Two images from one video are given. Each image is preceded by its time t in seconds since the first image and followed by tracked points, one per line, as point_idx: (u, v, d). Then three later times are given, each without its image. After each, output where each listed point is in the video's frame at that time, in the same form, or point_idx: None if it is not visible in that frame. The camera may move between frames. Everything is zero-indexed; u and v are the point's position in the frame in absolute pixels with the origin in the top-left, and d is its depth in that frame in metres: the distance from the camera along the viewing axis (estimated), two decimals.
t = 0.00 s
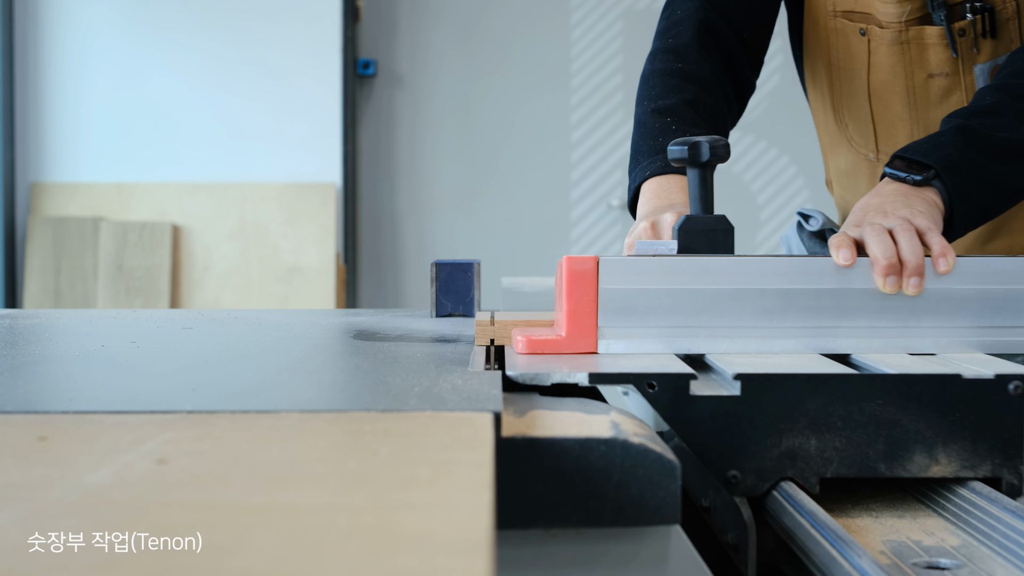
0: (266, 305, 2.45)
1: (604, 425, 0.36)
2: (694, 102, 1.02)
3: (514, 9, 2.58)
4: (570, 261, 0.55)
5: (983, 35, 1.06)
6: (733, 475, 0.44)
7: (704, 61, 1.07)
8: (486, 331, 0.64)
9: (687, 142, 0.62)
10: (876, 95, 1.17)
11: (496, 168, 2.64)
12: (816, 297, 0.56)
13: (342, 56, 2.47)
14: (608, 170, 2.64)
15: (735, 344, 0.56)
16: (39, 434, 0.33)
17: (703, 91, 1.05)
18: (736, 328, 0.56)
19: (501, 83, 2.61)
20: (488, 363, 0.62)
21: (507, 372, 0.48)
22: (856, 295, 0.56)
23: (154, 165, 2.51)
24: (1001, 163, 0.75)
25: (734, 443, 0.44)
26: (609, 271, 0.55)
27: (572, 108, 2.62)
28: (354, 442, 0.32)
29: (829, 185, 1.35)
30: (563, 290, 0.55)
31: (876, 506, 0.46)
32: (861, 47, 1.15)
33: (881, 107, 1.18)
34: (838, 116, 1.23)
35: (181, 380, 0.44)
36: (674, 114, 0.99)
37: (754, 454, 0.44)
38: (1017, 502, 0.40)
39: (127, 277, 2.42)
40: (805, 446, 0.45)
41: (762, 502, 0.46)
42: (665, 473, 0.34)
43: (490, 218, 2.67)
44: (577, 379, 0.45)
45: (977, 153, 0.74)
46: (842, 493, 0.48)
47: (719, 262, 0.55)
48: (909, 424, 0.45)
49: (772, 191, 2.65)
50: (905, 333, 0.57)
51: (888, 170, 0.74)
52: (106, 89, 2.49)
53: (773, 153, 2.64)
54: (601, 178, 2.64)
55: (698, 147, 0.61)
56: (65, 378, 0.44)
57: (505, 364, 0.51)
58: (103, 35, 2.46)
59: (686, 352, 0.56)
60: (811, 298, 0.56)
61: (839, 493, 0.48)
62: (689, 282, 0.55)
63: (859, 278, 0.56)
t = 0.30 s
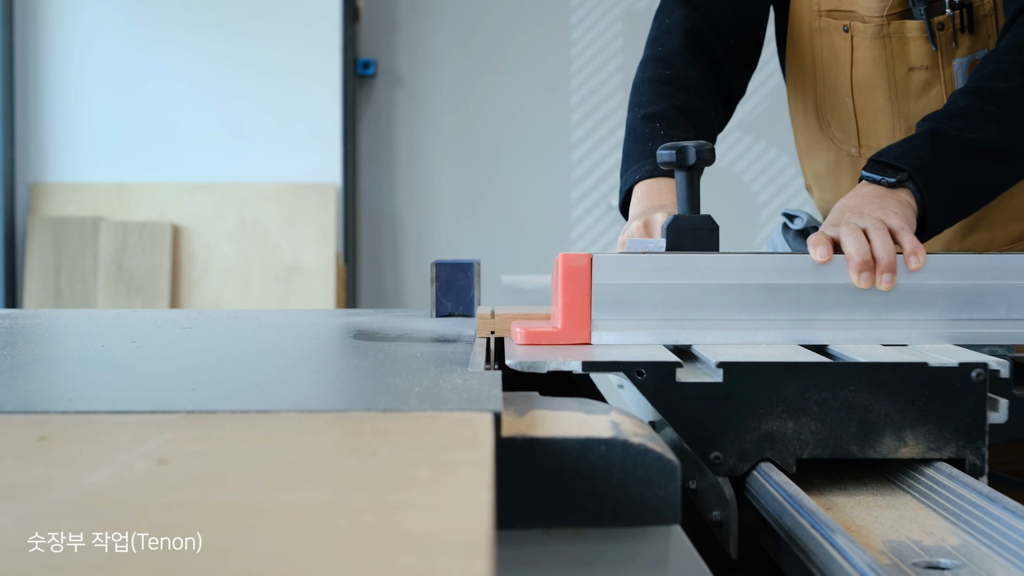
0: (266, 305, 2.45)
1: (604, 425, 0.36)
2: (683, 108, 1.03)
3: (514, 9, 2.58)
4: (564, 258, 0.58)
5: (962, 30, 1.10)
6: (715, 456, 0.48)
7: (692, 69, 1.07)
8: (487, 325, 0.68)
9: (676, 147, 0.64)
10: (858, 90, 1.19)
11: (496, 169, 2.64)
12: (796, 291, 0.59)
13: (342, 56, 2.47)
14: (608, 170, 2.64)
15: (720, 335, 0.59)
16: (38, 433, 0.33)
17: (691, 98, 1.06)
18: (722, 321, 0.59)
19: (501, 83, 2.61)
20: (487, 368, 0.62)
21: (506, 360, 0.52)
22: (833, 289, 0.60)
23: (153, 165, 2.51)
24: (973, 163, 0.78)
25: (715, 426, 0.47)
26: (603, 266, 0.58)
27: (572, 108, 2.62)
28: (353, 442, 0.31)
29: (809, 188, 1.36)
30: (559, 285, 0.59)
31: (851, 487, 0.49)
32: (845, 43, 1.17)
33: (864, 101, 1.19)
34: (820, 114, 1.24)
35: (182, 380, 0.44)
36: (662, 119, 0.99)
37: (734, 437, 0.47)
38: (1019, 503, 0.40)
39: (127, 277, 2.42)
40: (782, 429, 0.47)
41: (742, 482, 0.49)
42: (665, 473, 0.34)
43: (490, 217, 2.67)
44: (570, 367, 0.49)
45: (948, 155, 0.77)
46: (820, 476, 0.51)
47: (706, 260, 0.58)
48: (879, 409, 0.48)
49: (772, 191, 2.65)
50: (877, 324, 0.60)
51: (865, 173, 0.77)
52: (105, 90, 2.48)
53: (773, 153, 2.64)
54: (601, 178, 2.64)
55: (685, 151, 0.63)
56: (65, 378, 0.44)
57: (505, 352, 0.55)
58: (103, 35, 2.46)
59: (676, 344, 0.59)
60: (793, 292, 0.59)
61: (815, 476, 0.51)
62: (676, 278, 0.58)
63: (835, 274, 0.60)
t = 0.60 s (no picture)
0: (266, 305, 2.45)
1: (604, 425, 0.36)
2: (671, 121, 1.07)
3: (514, 9, 2.58)
4: (561, 257, 0.63)
5: (959, 41, 1.12)
6: (703, 442, 0.51)
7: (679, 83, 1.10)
8: (492, 320, 0.72)
9: (666, 150, 0.68)
10: (859, 100, 1.20)
11: (496, 169, 2.64)
12: (779, 287, 0.63)
13: (342, 56, 2.47)
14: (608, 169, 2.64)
15: (708, 329, 0.63)
16: (39, 434, 0.33)
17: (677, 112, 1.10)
18: (709, 315, 0.63)
19: (501, 84, 2.61)
20: (486, 368, 0.62)
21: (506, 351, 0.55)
22: (814, 286, 0.64)
23: (153, 165, 2.51)
24: (961, 167, 0.80)
25: (702, 414, 0.51)
26: (598, 264, 0.63)
27: (572, 108, 2.62)
28: (353, 442, 0.31)
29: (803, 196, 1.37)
30: (556, 282, 0.63)
31: (832, 473, 0.52)
32: (846, 54, 1.19)
33: (864, 110, 1.20)
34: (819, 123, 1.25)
35: (182, 380, 0.44)
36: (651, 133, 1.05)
37: (721, 424, 0.51)
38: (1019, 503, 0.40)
39: (127, 277, 2.42)
40: (767, 417, 0.51)
41: (728, 467, 0.52)
42: (665, 473, 0.34)
43: (490, 217, 2.68)
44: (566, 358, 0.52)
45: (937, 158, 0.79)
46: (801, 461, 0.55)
47: (694, 258, 0.63)
48: (857, 398, 0.51)
49: (772, 191, 2.65)
50: (857, 319, 0.64)
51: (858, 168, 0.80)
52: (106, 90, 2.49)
53: (773, 153, 2.63)
54: (601, 178, 2.64)
55: (675, 154, 0.66)
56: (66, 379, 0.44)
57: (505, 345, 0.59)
58: (104, 34, 2.46)
59: (667, 337, 0.63)
60: (775, 288, 0.63)
61: (796, 463, 0.55)
62: (668, 274, 0.63)
63: (817, 270, 0.64)
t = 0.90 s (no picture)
0: (266, 305, 2.45)
1: (604, 425, 0.36)
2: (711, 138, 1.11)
3: (515, 9, 2.58)
4: (553, 252, 0.70)
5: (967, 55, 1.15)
6: (675, 411, 0.59)
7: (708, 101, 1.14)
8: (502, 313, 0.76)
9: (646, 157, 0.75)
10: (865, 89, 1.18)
11: (496, 169, 2.64)
12: (745, 278, 0.70)
13: (342, 56, 2.47)
14: (608, 169, 2.64)
15: (683, 314, 0.69)
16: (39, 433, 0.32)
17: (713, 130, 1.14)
18: (684, 302, 0.70)
19: (502, 84, 2.61)
20: (485, 368, 0.62)
21: (504, 332, 0.62)
22: (776, 276, 0.70)
23: (153, 165, 2.51)
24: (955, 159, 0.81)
25: (674, 386, 0.58)
26: (585, 257, 0.70)
27: (572, 108, 2.62)
28: (353, 442, 0.31)
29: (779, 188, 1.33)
30: (548, 273, 0.70)
31: (787, 438, 0.60)
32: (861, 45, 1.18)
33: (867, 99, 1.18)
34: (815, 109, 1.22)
35: (182, 380, 0.44)
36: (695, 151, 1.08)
37: (690, 395, 0.58)
38: (1018, 504, 0.41)
39: (127, 277, 2.42)
40: (730, 389, 0.58)
41: (696, 433, 0.60)
42: (665, 473, 0.35)
43: (490, 217, 2.67)
44: (556, 339, 0.59)
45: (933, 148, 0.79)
46: (759, 429, 0.63)
47: (671, 251, 0.70)
48: (808, 372, 0.59)
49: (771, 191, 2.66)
50: (816, 306, 0.70)
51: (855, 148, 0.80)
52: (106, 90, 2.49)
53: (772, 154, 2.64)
54: (601, 177, 2.64)
55: (653, 161, 0.74)
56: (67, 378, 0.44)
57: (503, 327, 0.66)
58: (103, 34, 2.46)
59: (646, 321, 0.70)
60: (742, 278, 0.70)
61: (757, 432, 0.62)
62: (645, 265, 0.70)
63: (776, 262, 0.70)
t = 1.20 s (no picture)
0: (266, 305, 2.45)
1: (604, 425, 0.36)
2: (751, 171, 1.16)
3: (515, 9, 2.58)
4: (553, 251, 0.70)
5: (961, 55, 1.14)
6: (675, 411, 0.58)
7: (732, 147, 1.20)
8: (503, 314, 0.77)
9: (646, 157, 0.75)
10: (858, 91, 1.20)
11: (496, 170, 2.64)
12: (744, 278, 0.70)
13: (342, 56, 2.47)
14: (608, 170, 2.64)
15: (683, 314, 0.70)
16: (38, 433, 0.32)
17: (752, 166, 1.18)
18: (684, 302, 0.70)
19: (502, 84, 2.61)
20: (485, 368, 0.62)
21: (504, 332, 0.62)
22: (774, 276, 0.70)
23: (152, 165, 2.51)
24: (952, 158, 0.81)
25: (674, 386, 0.58)
26: (586, 257, 0.70)
27: (572, 109, 2.62)
28: (353, 442, 0.31)
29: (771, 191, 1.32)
30: (548, 273, 0.70)
31: (787, 439, 0.60)
32: (855, 50, 1.20)
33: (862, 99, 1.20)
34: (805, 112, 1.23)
35: (182, 380, 0.44)
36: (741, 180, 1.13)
37: (690, 396, 0.58)
38: (1019, 504, 0.41)
39: (127, 277, 2.42)
40: (730, 389, 0.58)
41: (695, 433, 0.60)
42: (665, 473, 0.35)
43: (490, 217, 2.67)
44: (556, 339, 0.59)
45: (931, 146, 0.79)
46: (758, 428, 0.63)
47: (672, 251, 0.70)
48: (808, 372, 0.59)
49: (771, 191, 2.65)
50: (814, 306, 0.70)
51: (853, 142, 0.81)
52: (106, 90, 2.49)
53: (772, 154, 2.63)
54: (601, 178, 2.64)
55: (653, 161, 0.74)
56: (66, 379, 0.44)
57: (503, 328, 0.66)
58: (103, 34, 2.46)
59: (646, 321, 0.70)
60: (741, 279, 0.70)
61: (757, 432, 0.62)
62: (645, 266, 0.70)
63: (775, 263, 0.70)
